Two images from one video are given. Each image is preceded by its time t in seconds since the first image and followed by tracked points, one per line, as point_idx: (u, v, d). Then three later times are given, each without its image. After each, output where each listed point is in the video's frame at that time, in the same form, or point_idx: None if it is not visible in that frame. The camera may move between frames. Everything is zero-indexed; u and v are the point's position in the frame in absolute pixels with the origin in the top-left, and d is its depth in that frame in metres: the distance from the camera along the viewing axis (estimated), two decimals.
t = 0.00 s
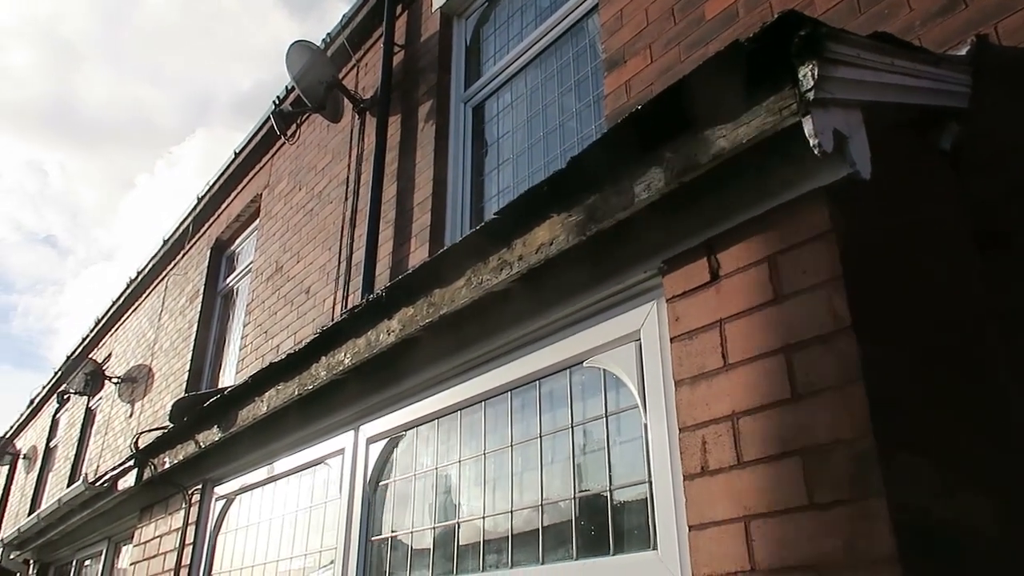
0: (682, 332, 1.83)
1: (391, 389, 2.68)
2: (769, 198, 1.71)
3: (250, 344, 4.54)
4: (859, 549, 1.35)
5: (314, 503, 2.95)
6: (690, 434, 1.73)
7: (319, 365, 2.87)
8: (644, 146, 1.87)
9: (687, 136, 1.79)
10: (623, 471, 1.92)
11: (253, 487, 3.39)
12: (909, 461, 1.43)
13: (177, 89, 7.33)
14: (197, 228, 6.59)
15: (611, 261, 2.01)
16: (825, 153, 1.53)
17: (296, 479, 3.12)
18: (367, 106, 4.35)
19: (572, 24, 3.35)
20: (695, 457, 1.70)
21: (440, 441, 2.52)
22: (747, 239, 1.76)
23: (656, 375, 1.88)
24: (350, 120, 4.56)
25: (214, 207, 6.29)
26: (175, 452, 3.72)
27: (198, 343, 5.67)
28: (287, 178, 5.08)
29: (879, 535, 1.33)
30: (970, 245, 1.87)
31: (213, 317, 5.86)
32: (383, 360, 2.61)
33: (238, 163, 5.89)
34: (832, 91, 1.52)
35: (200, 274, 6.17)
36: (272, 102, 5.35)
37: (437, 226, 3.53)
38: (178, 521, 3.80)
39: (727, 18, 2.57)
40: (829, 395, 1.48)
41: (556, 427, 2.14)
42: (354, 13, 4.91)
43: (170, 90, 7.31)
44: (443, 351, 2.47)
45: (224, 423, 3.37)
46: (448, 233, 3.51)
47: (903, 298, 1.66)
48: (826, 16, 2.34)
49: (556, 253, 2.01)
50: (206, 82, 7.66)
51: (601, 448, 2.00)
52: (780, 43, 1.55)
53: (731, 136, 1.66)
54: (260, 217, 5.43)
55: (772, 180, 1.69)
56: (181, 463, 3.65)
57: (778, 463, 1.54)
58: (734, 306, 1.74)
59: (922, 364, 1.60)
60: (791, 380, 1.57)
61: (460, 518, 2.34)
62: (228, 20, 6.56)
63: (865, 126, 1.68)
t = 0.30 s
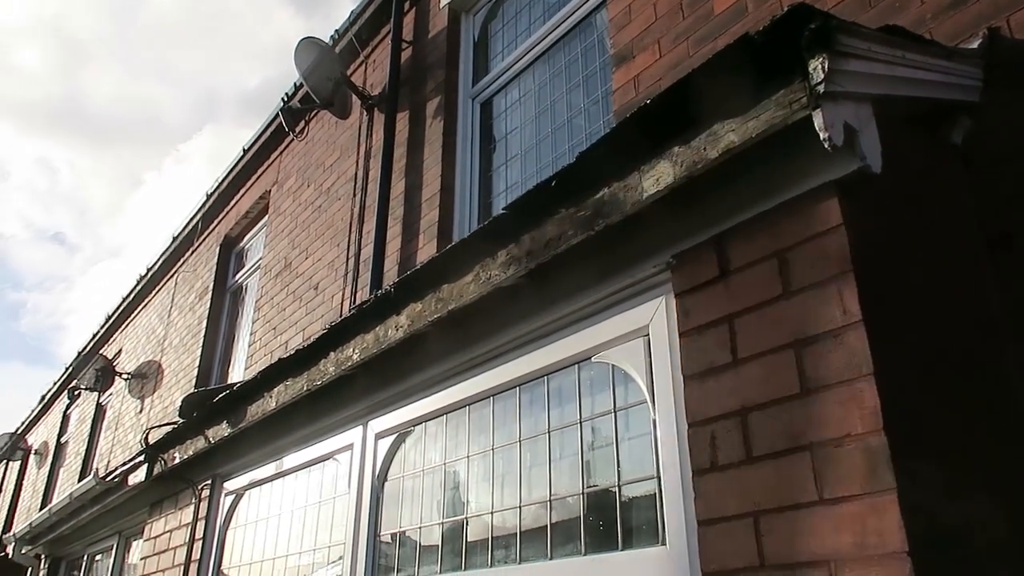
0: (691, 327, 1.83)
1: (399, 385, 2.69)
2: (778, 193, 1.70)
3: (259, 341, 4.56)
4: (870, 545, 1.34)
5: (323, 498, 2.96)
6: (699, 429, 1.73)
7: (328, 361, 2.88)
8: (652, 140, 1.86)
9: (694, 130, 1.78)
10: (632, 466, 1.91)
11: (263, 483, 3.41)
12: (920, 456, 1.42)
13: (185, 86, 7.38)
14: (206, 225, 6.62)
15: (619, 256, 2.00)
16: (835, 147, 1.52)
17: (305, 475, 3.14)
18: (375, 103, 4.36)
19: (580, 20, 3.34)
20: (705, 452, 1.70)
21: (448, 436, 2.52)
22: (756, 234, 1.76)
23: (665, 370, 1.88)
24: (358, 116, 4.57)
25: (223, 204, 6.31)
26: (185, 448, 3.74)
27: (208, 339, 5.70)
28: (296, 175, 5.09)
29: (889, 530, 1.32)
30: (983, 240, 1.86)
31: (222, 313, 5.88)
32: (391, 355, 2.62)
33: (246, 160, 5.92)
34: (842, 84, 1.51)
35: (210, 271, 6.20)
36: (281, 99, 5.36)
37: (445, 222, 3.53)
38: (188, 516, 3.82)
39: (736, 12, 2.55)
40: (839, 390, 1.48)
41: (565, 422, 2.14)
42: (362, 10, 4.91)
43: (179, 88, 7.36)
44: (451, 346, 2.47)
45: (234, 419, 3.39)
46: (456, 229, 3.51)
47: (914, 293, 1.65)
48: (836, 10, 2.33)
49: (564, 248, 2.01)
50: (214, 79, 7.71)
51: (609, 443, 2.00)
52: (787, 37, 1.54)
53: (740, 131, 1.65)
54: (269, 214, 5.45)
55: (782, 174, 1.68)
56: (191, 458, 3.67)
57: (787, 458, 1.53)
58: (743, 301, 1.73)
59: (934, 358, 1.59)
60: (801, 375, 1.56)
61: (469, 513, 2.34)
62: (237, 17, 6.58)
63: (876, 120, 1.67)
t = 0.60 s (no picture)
0: (696, 323, 1.83)
1: (406, 380, 2.70)
2: (785, 188, 1.70)
3: (265, 337, 4.58)
4: (875, 540, 1.34)
5: (330, 493, 2.98)
6: (705, 425, 1.73)
7: (334, 357, 2.89)
8: (657, 136, 1.86)
9: (700, 126, 1.78)
10: (637, 462, 1.92)
11: (269, 479, 3.43)
12: (926, 452, 1.42)
13: (190, 84, 7.39)
14: (212, 221, 6.64)
15: (624, 251, 2.00)
16: (841, 142, 1.52)
17: (312, 471, 3.15)
18: (380, 99, 4.37)
19: (585, 15, 3.34)
20: (710, 448, 1.70)
21: (454, 432, 2.53)
22: (762, 230, 1.75)
23: (670, 366, 1.88)
24: (363, 113, 4.56)
25: (229, 201, 6.33)
26: (193, 444, 3.76)
27: (215, 336, 5.72)
28: (301, 172, 5.10)
29: (896, 526, 1.32)
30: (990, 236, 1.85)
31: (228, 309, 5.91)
32: (397, 350, 2.63)
33: (252, 157, 5.93)
34: (848, 79, 1.50)
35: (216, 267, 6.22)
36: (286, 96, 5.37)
37: (450, 218, 3.53)
38: (196, 511, 3.84)
39: (741, 7, 2.54)
40: (846, 385, 1.48)
41: (570, 418, 2.15)
42: (367, 6, 4.91)
43: (184, 85, 7.37)
44: (458, 342, 2.48)
45: (241, 415, 3.40)
46: (461, 225, 3.52)
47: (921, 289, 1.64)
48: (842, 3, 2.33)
49: (570, 244, 2.01)
50: (219, 77, 7.72)
51: (615, 438, 2.00)
52: (794, 32, 1.54)
53: (746, 126, 1.65)
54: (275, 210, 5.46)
55: (787, 169, 1.68)
56: (198, 454, 3.69)
57: (793, 453, 1.53)
58: (748, 297, 1.73)
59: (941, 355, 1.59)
60: (807, 370, 1.56)
61: (475, 509, 2.35)
62: (241, 14, 6.58)
63: (883, 114, 1.66)
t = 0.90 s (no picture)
0: (689, 320, 1.83)
1: (401, 377, 2.70)
2: (777, 186, 1.70)
3: (261, 334, 4.58)
4: (866, 536, 1.35)
5: (325, 489, 2.98)
6: (697, 421, 1.74)
7: (329, 353, 2.89)
8: (651, 133, 1.86)
9: (693, 124, 1.78)
10: (630, 458, 1.93)
11: (265, 475, 3.43)
12: (917, 448, 1.43)
13: (186, 80, 7.39)
14: (208, 217, 6.63)
15: (618, 249, 2.01)
16: (833, 139, 1.52)
17: (307, 467, 3.15)
18: (375, 96, 4.36)
19: (581, 11, 3.34)
20: (703, 444, 1.71)
21: (449, 428, 2.54)
22: (754, 227, 1.76)
23: (663, 363, 1.88)
24: (359, 109, 4.56)
25: (225, 197, 6.32)
26: (189, 440, 3.76)
27: (210, 333, 5.72)
28: (297, 168, 5.10)
29: (886, 522, 1.33)
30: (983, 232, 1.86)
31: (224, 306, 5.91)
32: (392, 347, 2.63)
33: (248, 153, 5.92)
34: (840, 77, 1.51)
35: (212, 264, 6.21)
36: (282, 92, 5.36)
37: (446, 215, 3.53)
38: (192, 508, 3.84)
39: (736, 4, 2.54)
40: (837, 382, 1.48)
41: (564, 415, 2.15)
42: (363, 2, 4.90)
43: (180, 82, 7.36)
44: (452, 338, 2.49)
45: (236, 412, 3.41)
46: (457, 221, 3.51)
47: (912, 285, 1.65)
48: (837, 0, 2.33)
49: (565, 241, 2.01)
50: (215, 73, 7.71)
51: (609, 435, 2.01)
52: (786, 29, 1.54)
53: (739, 123, 1.66)
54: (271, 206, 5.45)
55: (780, 167, 1.68)
56: (194, 451, 3.69)
57: (785, 450, 1.54)
58: (741, 294, 1.74)
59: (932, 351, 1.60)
60: (799, 367, 1.57)
61: (469, 505, 2.36)
62: (236, 9, 6.57)
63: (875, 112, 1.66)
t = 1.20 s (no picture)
0: (634, 320, 1.84)
1: (351, 373, 2.67)
2: (723, 189, 1.72)
3: (216, 328, 4.51)
4: (796, 536, 1.36)
5: (272, 486, 2.94)
6: (638, 420, 1.74)
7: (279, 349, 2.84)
8: (600, 133, 1.85)
9: (641, 124, 1.78)
10: (573, 457, 1.93)
11: (213, 471, 3.37)
12: (848, 448, 1.45)
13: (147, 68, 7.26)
14: (166, 209, 6.51)
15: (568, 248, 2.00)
16: (775, 143, 1.54)
17: (255, 463, 3.11)
18: (338, 89, 4.31)
19: (544, 10, 3.34)
20: (643, 444, 1.71)
21: (397, 425, 2.52)
22: (699, 229, 1.77)
23: (608, 363, 1.89)
24: (321, 102, 4.51)
25: (184, 188, 6.22)
26: (135, 435, 3.68)
27: (165, 326, 5.62)
28: (257, 160, 5.03)
29: (815, 521, 1.34)
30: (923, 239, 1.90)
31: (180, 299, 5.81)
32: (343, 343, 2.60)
33: (208, 143, 5.82)
34: (785, 81, 1.52)
35: (168, 256, 6.10)
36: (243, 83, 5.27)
37: (405, 210, 3.51)
38: (138, 504, 3.77)
39: (692, 7, 2.56)
40: (772, 383, 1.49)
41: (510, 413, 2.15)
42: None
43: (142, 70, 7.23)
44: (403, 336, 2.46)
45: (183, 406, 3.34)
46: (416, 217, 3.49)
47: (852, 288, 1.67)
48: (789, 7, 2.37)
49: (514, 239, 2.00)
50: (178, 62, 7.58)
51: (554, 434, 2.01)
52: (733, 32, 1.55)
53: (686, 125, 1.66)
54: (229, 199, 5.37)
55: (725, 170, 1.69)
56: (140, 446, 3.62)
57: (721, 450, 1.55)
58: (684, 294, 1.75)
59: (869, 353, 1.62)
60: (737, 368, 1.58)
61: (414, 503, 2.34)
62: None
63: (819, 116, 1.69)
